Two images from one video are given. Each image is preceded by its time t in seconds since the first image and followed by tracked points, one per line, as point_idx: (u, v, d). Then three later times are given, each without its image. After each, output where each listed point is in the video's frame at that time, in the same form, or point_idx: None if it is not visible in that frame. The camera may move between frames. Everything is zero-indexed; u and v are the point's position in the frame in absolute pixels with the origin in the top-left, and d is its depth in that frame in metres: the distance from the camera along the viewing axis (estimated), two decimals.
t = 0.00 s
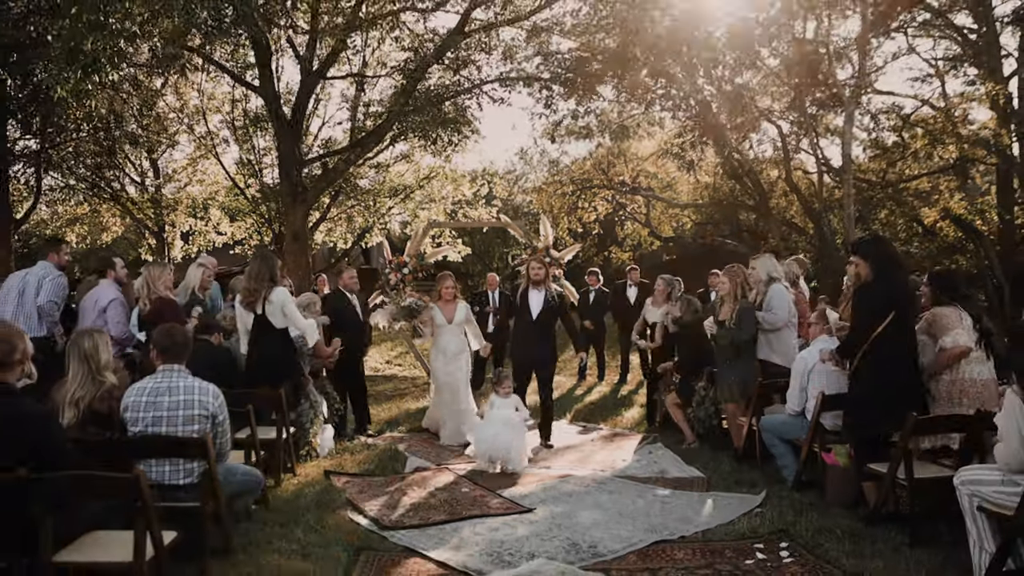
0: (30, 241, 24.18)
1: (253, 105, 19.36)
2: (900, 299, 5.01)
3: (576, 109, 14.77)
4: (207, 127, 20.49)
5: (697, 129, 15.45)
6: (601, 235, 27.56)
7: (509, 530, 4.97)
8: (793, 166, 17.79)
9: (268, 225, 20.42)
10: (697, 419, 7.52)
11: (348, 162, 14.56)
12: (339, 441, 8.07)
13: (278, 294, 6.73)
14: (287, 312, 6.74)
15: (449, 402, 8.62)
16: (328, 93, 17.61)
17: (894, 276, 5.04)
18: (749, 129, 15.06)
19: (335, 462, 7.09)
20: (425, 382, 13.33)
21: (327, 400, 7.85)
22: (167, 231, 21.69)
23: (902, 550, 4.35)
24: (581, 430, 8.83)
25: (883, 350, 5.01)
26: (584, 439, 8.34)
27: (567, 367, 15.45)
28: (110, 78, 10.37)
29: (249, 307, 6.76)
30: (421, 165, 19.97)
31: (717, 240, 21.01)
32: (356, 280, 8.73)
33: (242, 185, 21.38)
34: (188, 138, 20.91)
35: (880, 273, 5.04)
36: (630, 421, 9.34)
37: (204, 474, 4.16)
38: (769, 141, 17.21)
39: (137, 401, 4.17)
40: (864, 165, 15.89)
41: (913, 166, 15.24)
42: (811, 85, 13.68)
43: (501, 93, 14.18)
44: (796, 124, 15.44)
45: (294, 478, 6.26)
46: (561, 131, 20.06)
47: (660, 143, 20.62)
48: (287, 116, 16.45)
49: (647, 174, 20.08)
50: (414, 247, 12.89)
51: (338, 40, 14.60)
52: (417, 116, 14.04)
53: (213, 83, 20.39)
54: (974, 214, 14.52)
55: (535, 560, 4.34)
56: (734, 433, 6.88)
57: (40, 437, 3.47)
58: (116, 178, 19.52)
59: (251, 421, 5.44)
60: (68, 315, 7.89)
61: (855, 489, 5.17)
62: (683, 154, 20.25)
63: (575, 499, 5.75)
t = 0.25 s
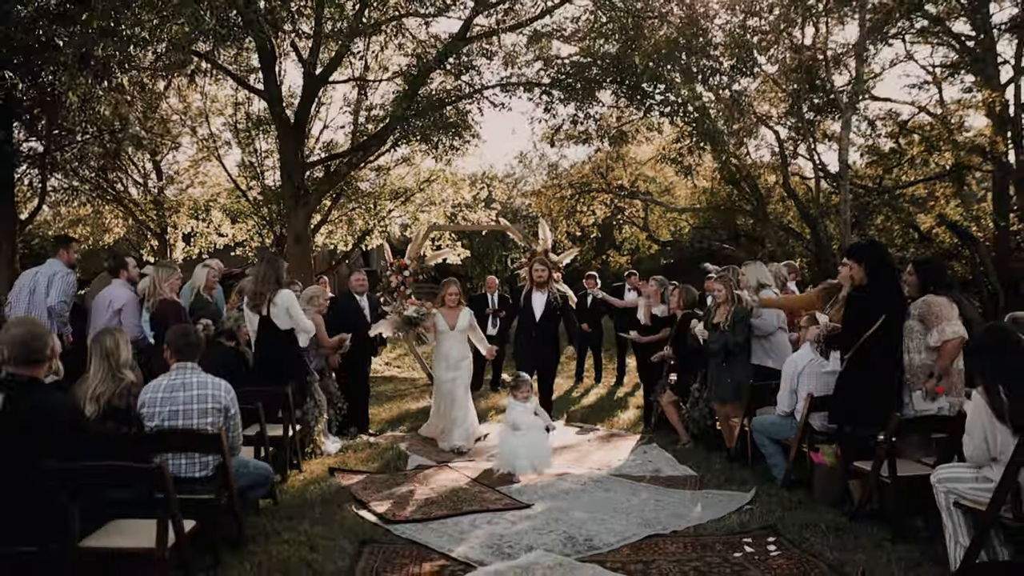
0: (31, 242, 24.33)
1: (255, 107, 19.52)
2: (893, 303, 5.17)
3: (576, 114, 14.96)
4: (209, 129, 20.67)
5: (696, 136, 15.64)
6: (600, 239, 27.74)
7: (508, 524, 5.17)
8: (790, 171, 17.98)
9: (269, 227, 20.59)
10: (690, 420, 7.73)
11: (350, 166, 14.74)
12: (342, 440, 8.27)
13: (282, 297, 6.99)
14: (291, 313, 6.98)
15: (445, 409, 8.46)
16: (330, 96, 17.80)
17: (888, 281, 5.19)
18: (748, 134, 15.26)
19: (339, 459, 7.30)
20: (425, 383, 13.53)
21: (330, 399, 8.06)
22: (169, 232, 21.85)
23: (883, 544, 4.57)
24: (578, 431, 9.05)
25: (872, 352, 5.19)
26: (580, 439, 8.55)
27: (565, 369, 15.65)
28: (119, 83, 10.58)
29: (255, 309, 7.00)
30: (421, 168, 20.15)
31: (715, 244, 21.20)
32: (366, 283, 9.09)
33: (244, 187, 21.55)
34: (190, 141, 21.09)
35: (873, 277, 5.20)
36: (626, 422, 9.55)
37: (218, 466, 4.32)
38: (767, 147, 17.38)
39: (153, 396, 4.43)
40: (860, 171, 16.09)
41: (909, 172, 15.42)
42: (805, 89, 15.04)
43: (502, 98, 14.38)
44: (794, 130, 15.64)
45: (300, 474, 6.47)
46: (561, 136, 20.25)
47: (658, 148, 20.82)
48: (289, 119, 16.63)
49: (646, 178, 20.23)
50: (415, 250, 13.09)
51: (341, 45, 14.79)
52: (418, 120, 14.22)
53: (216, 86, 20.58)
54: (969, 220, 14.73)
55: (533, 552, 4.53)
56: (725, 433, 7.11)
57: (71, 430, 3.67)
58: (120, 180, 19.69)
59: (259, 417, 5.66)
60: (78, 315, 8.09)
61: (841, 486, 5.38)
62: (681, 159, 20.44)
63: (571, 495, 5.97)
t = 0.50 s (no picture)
0: (33, 243, 24.50)
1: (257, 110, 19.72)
2: (880, 310, 5.32)
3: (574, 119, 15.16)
4: (210, 132, 20.84)
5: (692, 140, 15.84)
6: (597, 242, 27.94)
7: (506, 520, 5.36)
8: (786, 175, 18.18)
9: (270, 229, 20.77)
10: (684, 420, 7.92)
11: (350, 170, 14.92)
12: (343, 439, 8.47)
13: (286, 300, 7.13)
14: (293, 316, 7.12)
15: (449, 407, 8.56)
16: (331, 100, 17.98)
17: (876, 289, 5.33)
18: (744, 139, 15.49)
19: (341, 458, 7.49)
20: (425, 384, 13.72)
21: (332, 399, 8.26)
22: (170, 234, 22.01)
23: (866, 539, 4.76)
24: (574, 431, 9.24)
25: (856, 357, 5.37)
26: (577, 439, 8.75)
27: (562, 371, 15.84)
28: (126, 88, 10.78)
29: (260, 311, 7.18)
30: (420, 172, 20.35)
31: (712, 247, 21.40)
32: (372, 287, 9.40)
33: (245, 189, 21.73)
34: (192, 143, 21.26)
35: (864, 284, 5.35)
36: (621, 422, 9.75)
37: (229, 463, 4.51)
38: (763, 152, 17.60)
39: (166, 397, 4.61)
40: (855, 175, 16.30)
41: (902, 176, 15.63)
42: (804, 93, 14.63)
43: (501, 103, 14.58)
44: (789, 135, 15.86)
45: (304, 472, 6.66)
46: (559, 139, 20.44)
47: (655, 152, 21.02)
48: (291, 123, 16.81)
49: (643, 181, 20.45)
50: (415, 253, 13.29)
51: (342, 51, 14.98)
52: (418, 125, 14.41)
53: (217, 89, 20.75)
54: (964, 224, 14.96)
55: (531, 545, 4.74)
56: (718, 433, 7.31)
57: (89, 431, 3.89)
58: (122, 182, 19.85)
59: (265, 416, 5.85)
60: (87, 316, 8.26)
61: (826, 483, 5.56)
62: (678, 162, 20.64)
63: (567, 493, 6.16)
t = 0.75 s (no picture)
0: (34, 246, 24.63)
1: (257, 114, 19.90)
2: (862, 314, 5.52)
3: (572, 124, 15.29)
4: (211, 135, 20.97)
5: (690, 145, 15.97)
6: (596, 244, 28.09)
7: (505, 516, 5.53)
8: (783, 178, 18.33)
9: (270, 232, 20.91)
10: (679, 420, 8.10)
11: (351, 174, 15.08)
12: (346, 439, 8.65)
13: (287, 301, 7.27)
14: (297, 316, 7.27)
15: (453, 407, 8.53)
16: (332, 104, 18.11)
17: (857, 293, 5.54)
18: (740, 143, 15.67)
19: (343, 457, 7.67)
20: (425, 385, 13.88)
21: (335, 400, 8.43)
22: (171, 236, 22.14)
23: (851, 534, 4.95)
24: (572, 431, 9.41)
25: (840, 358, 5.54)
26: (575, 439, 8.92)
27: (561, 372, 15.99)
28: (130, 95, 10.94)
29: (263, 315, 7.35)
30: (420, 175, 20.50)
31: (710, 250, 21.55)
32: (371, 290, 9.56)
33: (245, 192, 21.85)
34: (192, 147, 21.38)
35: (845, 289, 5.55)
36: (619, 423, 9.91)
37: (238, 460, 4.70)
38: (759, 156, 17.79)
39: (176, 397, 4.79)
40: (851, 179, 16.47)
41: (900, 178, 15.97)
42: (800, 96, 14.83)
43: (502, 107, 14.76)
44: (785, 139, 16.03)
45: (308, 470, 6.83)
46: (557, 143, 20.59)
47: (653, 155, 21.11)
48: (292, 127, 16.94)
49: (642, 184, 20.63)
50: (415, 255, 13.45)
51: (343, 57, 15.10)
52: (418, 130, 14.54)
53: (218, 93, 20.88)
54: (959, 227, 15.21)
55: (528, 539, 4.91)
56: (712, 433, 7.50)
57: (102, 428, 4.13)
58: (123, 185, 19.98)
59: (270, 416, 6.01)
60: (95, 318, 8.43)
61: (814, 481, 5.72)
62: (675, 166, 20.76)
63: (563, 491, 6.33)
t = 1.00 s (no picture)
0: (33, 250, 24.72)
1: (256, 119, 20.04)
2: (847, 317, 5.71)
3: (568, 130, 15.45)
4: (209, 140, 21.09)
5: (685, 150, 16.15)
6: (592, 248, 28.28)
7: (503, 513, 5.74)
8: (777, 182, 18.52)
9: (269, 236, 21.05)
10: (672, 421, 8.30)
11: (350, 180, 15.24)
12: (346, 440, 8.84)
13: (289, 304, 7.46)
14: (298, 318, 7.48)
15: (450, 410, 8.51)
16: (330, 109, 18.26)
17: (841, 297, 5.72)
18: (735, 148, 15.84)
19: (345, 458, 7.86)
20: (423, 388, 14.05)
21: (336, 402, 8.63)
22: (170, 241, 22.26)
23: (835, 529, 5.16)
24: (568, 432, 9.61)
25: (826, 363, 5.75)
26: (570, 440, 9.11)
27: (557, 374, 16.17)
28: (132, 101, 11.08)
29: (267, 319, 7.54)
30: (418, 179, 20.67)
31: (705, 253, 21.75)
32: (364, 292, 9.56)
33: (244, 196, 21.98)
34: (191, 151, 21.50)
35: (830, 294, 5.74)
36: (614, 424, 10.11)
37: (247, 459, 4.93)
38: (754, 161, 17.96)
39: (187, 400, 4.98)
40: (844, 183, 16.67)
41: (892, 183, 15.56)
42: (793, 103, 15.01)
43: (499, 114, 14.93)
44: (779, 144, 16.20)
45: (311, 470, 7.02)
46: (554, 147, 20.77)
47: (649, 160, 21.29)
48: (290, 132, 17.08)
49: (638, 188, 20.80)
50: (413, 260, 13.63)
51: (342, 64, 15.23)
52: (416, 136, 14.70)
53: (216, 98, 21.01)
54: (953, 230, 15.44)
55: (526, 535, 5.11)
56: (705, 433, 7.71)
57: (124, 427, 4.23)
58: (122, 190, 20.10)
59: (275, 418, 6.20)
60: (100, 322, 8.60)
61: (802, 479, 5.93)
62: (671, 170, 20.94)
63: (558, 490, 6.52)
